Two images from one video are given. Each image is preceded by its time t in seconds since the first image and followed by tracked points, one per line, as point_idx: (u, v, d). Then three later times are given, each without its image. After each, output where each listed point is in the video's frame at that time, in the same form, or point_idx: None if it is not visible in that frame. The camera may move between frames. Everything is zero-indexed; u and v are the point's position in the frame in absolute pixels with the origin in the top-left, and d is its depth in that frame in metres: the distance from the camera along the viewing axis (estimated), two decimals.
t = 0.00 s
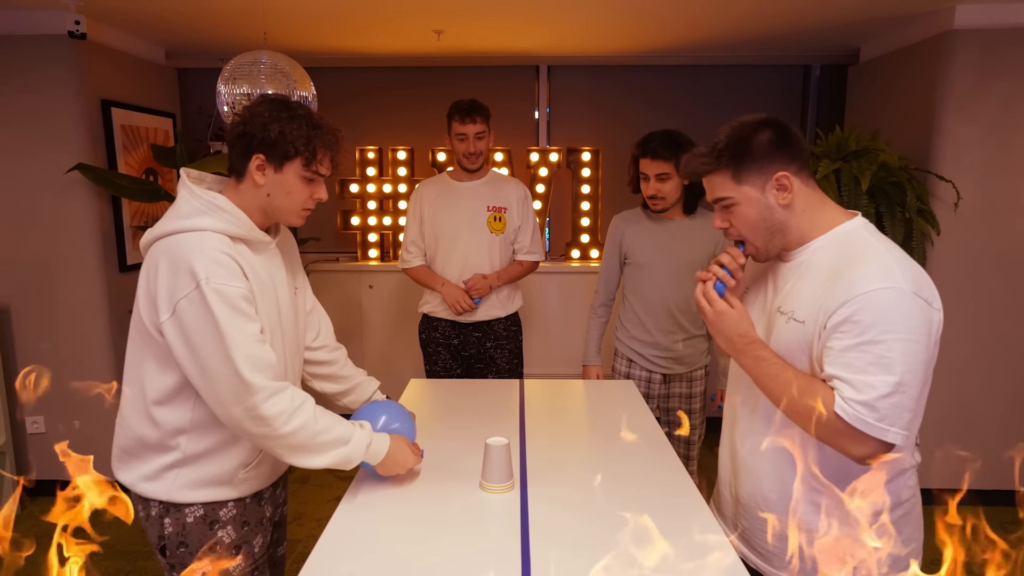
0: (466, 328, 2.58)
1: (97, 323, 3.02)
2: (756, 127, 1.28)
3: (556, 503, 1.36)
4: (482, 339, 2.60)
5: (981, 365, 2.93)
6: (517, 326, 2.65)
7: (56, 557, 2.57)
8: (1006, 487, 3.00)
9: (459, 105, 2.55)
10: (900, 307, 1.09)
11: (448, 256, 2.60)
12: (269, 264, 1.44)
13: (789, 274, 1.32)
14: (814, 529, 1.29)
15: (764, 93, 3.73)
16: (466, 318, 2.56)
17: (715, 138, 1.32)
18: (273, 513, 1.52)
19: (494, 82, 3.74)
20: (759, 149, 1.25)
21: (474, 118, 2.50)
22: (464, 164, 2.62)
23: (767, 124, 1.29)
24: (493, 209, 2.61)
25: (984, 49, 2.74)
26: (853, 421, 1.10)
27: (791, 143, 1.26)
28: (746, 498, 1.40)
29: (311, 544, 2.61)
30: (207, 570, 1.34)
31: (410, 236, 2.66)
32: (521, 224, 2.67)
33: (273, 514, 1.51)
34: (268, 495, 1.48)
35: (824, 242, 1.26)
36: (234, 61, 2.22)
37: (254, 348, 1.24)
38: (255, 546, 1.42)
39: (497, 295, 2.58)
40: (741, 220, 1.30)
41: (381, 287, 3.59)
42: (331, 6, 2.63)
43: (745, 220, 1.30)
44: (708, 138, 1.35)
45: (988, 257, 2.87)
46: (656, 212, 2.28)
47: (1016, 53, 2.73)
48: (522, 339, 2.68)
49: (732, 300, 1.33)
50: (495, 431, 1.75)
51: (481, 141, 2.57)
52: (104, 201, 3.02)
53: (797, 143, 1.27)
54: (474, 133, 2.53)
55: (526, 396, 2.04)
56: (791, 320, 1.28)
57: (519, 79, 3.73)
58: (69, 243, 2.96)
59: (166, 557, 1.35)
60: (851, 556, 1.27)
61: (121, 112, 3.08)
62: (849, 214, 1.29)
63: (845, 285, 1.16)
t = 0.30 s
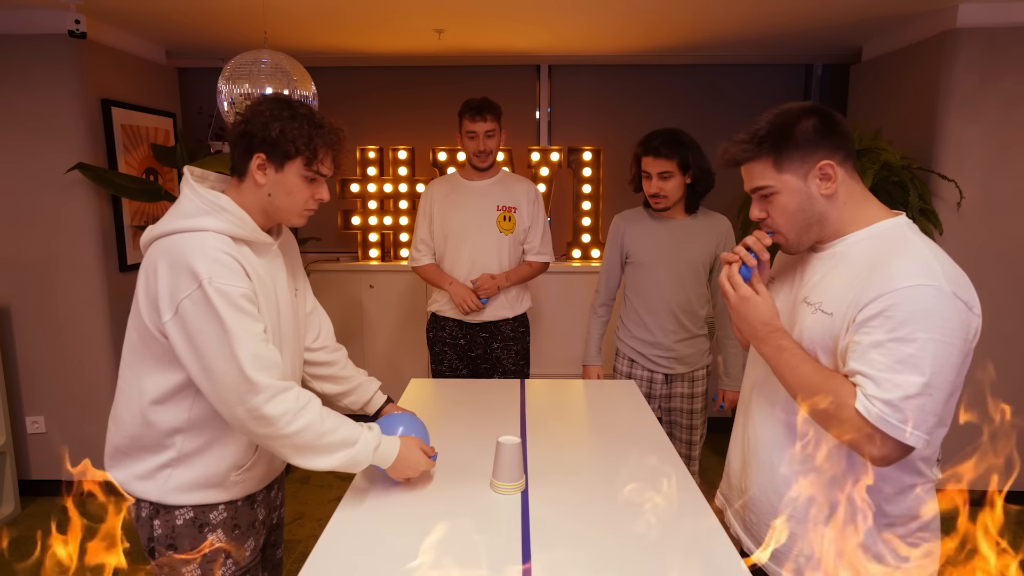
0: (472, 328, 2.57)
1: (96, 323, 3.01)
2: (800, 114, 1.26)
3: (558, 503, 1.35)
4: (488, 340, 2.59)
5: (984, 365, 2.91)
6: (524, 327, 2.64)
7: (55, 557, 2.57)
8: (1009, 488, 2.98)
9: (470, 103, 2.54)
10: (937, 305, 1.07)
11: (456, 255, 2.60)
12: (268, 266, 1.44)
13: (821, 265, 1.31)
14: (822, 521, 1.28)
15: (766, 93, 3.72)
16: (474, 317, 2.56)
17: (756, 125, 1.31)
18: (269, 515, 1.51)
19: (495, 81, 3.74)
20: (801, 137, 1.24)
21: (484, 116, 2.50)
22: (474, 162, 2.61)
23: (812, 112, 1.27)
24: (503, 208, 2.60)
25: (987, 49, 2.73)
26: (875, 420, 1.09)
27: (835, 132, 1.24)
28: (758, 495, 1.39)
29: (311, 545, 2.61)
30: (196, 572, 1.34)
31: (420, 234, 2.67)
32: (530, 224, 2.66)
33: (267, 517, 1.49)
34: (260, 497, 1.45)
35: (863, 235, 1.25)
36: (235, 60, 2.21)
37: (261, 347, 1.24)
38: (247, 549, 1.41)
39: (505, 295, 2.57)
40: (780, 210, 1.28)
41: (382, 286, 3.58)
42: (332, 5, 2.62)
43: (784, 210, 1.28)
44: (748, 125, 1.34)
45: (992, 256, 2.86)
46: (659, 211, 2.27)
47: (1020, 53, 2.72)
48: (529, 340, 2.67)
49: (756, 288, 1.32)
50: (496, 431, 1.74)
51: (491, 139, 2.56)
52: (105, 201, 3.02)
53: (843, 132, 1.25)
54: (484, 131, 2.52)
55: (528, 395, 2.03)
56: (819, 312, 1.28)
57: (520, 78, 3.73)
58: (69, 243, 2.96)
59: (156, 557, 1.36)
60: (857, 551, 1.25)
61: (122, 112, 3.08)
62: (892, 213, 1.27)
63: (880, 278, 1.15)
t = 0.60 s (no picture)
0: (476, 327, 2.57)
1: (97, 322, 3.01)
2: (785, 122, 1.27)
3: (559, 502, 1.35)
4: (491, 338, 2.58)
5: (986, 363, 2.90)
6: (527, 326, 2.63)
7: (56, 556, 2.57)
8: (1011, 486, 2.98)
9: (476, 101, 2.54)
10: (942, 310, 1.07)
11: (461, 252, 2.59)
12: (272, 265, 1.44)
13: (819, 269, 1.30)
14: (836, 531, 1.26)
15: (767, 91, 3.71)
16: (477, 315, 2.55)
17: (742, 137, 1.31)
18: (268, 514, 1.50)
19: (496, 79, 3.72)
20: (789, 144, 1.23)
21: (490, 114, 2.49)
22: (480, 160, 2.61)
23: (796, 118, 1.27)
24: (507, 206, 2.60)
25: (989, 47, 2.72)
26: (891, 429, 1.09)
27: (823, 136, 1.24)
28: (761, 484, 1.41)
29: (312, 543, 2.60)
30: (197, 571, 1.34)
31: (426, 232, 2.67)
32: (535, 222, 2.65)
33: (267, 516, 1.49)
34: (261, 496, 1.44)
35: (860, 238, 1.24)
36: (233, 58, 2.20)
37: (277, 339, 1.24)
38: (247, 548, 1.40)
39: (508, 294, 2.56)
40: (776, 219, 1.28)
41: (382, 285, 3.57)
42: (331, 3, 2.62)
43: (779, 219, 1.27)
44: (735, 137, 1.34)
45: (994, 254, 2.85)
46: (660, 209, 2.26)
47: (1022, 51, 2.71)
48: (532, 339, 2.66)
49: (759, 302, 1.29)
50: (496, 429, 1.73)
51: (496, 137, 2.55)
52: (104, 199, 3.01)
53: (830, 135, 1.25)
54: (490, 129, 2.51)
55: (529, 394, 2.03)
56: (818, 316, 1.27)
57: (520, 77, 3.72)
58: (69, 241, 2.95)
59: (157, 557, 1.36)
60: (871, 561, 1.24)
61: (121, 110, 3.07)
62: (888, 213, 1.27)
63: (883, 283, 1.14)
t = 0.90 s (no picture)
0: (477, 325, 2.57)
1: (96, 320, 3.00)
2: (765, 145, 1.27)
3: (558, 500, 1.34)
4: (492, 337, 2.58)
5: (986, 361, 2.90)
6: (528, 325, 2.63)
7: (55, 554, 2.57)
8: (1009, 484, 2.98)
9: (480, 99, 2.53)
10: (938, 322, 1.07)
11: (463, 250, 2.59)
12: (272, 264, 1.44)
13: (806, 284, 1.29)
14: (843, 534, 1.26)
15: (767, 88, 3.70)
16: (478, 314, 2.55)
17: (724, 161, 1.31)
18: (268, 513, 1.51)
19: (495, 77, 3.71)
20: (770, 167, 1.24)
21: (494, 112, 2.49)
22: (483, 158, 2.60)
23: (776, 141, 1.28)
24: (510, 205, 2.59)
25: (989, 45, 2.71)
26: (906, 442, 1.07)
27: (802, 158, 1.24)
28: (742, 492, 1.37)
29: (311, 541, 2.60)
30: (199, 570, 1.34)
31: (427, 230, 2.67)
32: (537, 220, 2.65)
33: (267, 514, 1.49)
34: (261, 494, 1.45)
35: (848, 251, 1.24)
36: (231, 56, 2.20)
37: (270, 336, 1.23)
38: (249, 546, 1.41)
39: (510, 293, 2.56)
40: (763, 241, 1.29)
41: (381, 283, 3.57)
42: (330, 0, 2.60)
43: (766, 242, 1.28)
44: (717, 161, 1.34)
45: (993, 252, 2.85)
46: (661, 207, 2.26)
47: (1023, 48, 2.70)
48: (533, 337, 2.66)
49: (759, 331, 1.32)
50: (497, 428, 1.73)
51: (500, 135, 2.55)
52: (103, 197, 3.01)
53: (809, 157, 1.26)
54: (494, 127, 2.51)
55: (530, 391, 2.02)
56: (807, 327, 1.25)
57: (519, 74, 3.71)
58: (67, 239, 2.95)
59: (157, 558, 1.34)
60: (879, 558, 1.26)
61: (119, 107, 3.06)
62: (871, 228, 1.28)
63: (876, 297, 1.14)
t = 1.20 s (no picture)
0: (477, 323, 2.56)
1: (94, 318, 2.99)
2: (721, 144, 1.26)
3: (556, 500, 1.33)
4: (492, 335, 2.57)
5: (987, 359, 2.89)
6: (528, 323, 2.62)
7: (53, 553, 2.56)
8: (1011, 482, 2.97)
9: (480, 96, 2.52)
10: (919, 309, 1.06)
11: (462, 248, 2.58)
12: (247, 245, 1.42)
13: (788, 282, 1.28)
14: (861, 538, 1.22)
15: (767, 86, 3.69)
16: (477, 312, 2.54)
17: (684, 164, 1.29)
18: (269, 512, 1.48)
19: (495, 74, 3.70)
20: (730, 164, 1.22)
21: (495, 110, 2.49)
22: (484, 156, 2.59)
23: (732, 137, 1.27)
24: (510, 202, 2.58)
25: (990, 43, 2.70)
26: (905, 434, 1.06)
27: (761, 152, 1.23)
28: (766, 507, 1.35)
29: (310, 540, 2.60)
30: (194, 567, 1.32)
31: (427, 227, 2.66)
32: (536, 218, 2.64)
33: (267, 514, 1.47)
34: (260, 492, 1.44)
35: (824, 242, 1.22)
36: (229, 52, 2.19)
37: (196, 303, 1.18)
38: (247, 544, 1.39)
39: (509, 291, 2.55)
40: (731, 239, 1.26)
41: (380, 281, 3.56)
42: None
43: (734, 239, 1.26)
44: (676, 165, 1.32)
45: (994, 250, 2.84)
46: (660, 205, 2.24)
47: None
48: (533, 335, 2.65)
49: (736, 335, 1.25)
50: (496, 426, 1.72)
51: (502, 132, 2.54)
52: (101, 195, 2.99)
53: (767, 149, 1.25)
54: (495, 124, 2.50)
55: (531, 390, 2.02)
56: (795, 328, 1.25)
57: (519, 72, 3.69)
58: (64, 237, 2.94)
59: (154, 554, 1.34)
60: (891, 567, 1.22)
61: (117, 105, 3.05)
62: (841, 214, 1.26)
63: (856, 291, 1.13)
